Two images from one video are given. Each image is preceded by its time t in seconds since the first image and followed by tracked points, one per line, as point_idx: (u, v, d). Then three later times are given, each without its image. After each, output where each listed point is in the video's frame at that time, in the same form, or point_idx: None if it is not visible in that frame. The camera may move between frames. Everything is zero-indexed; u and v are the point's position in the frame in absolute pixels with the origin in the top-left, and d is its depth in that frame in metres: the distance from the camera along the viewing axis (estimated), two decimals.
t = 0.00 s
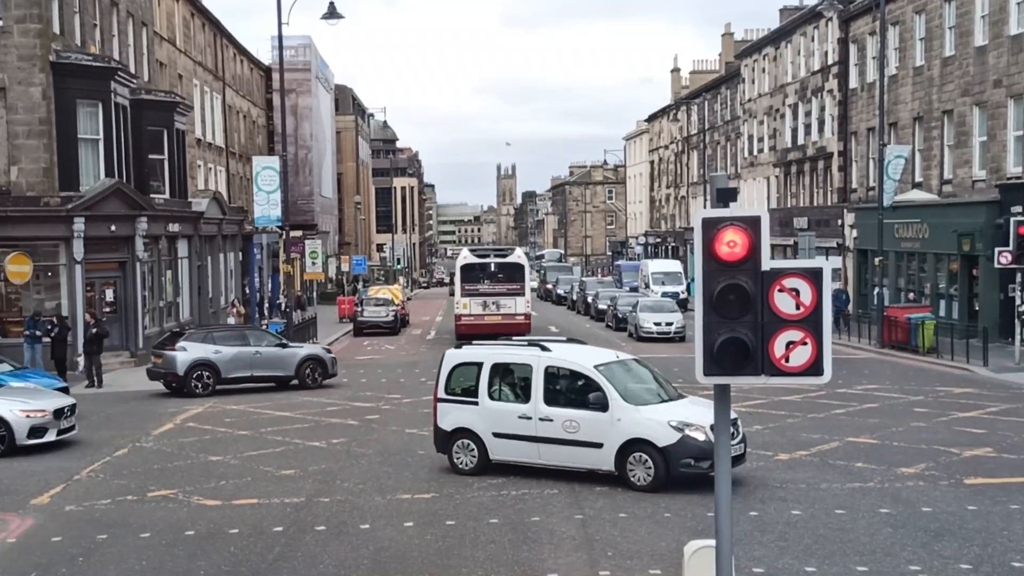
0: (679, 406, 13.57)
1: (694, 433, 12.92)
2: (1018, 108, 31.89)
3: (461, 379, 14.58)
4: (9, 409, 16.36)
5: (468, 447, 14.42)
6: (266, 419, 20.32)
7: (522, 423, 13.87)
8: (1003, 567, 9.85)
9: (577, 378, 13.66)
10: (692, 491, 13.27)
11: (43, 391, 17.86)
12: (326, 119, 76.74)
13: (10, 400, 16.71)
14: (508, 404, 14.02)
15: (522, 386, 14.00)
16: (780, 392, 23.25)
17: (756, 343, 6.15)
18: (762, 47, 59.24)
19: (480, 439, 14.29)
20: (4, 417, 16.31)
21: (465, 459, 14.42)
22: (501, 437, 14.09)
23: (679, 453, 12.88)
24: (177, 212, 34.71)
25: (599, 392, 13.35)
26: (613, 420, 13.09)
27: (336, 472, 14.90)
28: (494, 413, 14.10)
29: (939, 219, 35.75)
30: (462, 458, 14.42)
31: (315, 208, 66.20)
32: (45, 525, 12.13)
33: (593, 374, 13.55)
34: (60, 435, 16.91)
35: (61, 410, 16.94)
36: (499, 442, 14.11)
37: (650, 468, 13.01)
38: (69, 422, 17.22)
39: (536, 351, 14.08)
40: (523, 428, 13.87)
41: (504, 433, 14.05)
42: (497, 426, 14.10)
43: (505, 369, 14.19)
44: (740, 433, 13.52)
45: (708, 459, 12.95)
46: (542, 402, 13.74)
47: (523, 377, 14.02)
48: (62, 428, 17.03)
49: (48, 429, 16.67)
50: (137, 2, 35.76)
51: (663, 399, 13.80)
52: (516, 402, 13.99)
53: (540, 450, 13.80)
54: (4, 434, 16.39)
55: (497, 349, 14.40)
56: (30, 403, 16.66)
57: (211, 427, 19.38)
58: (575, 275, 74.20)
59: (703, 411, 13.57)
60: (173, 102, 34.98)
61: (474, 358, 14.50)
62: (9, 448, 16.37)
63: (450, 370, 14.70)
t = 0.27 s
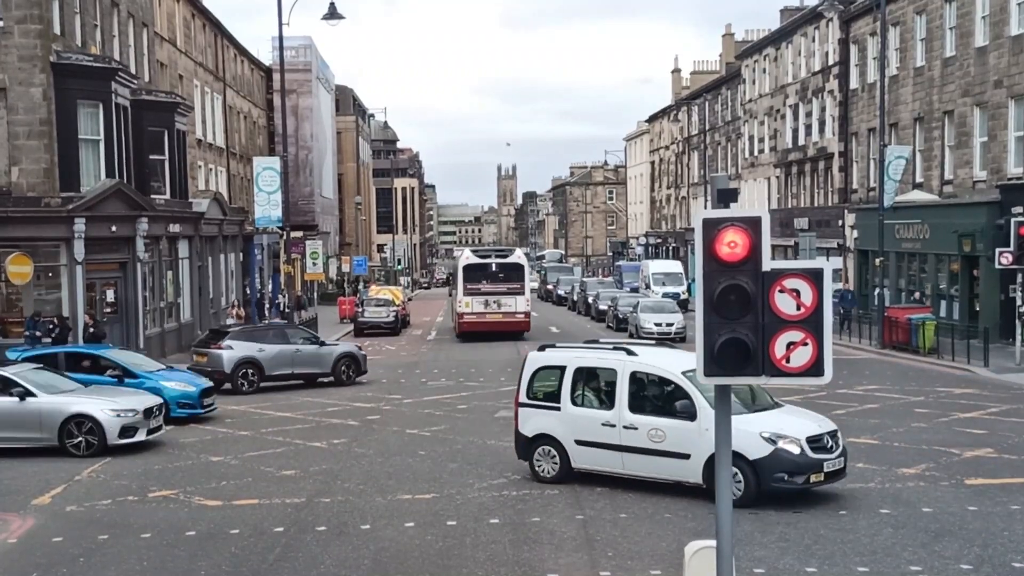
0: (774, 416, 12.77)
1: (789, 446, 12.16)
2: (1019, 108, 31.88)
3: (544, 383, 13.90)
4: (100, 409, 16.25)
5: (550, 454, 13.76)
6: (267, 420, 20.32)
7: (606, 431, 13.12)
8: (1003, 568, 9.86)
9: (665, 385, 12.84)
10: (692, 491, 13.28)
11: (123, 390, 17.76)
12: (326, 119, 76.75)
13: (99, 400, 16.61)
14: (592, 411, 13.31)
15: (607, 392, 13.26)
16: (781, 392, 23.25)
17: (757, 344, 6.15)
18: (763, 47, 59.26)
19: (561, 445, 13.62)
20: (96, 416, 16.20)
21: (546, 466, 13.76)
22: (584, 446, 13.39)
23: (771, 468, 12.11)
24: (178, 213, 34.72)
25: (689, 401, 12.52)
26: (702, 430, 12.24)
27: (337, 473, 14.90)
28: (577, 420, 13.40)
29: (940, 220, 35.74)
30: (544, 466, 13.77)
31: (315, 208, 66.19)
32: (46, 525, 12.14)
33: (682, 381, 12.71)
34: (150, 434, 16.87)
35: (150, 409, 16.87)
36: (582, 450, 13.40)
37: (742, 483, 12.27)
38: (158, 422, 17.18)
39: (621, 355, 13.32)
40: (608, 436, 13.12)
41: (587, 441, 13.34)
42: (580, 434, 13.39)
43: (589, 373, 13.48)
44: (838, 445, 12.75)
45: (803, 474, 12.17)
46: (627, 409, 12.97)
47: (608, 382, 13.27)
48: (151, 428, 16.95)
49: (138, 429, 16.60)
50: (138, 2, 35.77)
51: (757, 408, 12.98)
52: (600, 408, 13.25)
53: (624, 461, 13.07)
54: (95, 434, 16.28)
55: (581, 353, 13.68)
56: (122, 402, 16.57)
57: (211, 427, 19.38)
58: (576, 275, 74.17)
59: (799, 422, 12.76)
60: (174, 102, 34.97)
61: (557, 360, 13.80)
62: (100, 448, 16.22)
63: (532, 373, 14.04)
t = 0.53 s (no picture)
0: (875, 430, 11.79)
1: (889, 461, 11.19)
2: (1020, 109, 31.87)
3: (629, 390, 13.24)
4: (187, 409, 16.10)
5: (635, 464, 13.08)
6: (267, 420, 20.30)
7: (694, 441, 12.41)
8: (1003, 568, 9.86)
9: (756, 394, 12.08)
10: (692, 493, 13.29)
11: (207, 391, 17.60)
12: (326, 119, 76.77)
13: (184, 400, 16.47)
14: (679, 420, 12.60)
15: (697, 400, 12.55)
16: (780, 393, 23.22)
17: (757, 344, 6.15)
18: (763, 47, 59.26)
19: (646, 456, 12.91)
20: (183, 417, 16.05)
21: (631, 477, 13.07)
22: (670, 456, 12.68)
23: (871, 485, 11.14)
24: (178, 213, 34.69)
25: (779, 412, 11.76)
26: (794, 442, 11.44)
27: (336, 473, 14.90)
28: (662, 429, 12.72)
29: (940, 221, 35.72)
30: (629, 476, 13.08)
31: (315, 209, 66.15)
32: (46, 526, 12.13)
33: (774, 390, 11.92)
34: (236, 437, 16.69)
35: (237, 411, 16.70)
36: (668, 461, 12.71)
37: (837, 499, 11.34)
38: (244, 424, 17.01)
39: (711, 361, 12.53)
40: (696, 447, 12.40)
41: (673, 452, 12.64)
42: (666, 443, 12.70)
43: (676, 381, 12.75)
44: (948, 463, 11.64)
45: (907, 493, 11.15)
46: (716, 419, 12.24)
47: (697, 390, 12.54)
48: (238, 430, 16.78)
49: (226, 430, 16.43)
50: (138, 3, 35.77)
51: (859, 422, 12.01)
52: (689, 417, 12.55)
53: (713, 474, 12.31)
54: (184, 435, 16.13)
55: (670, 359, 12.94)
56: (209, 403, 16.44)
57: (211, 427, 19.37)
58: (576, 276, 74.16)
59: (905, 435, 11.72)
60: (174, 103, 34.94)
61: (643, 366, 13.12)
62: (189, 449, 16.10)
63: (617, 379, 13.35)
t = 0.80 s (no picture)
0: (988, 445, 10.70)
1: (1004, 481, 10.10)
2: (1020, 109, 31.86)
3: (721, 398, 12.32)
4: (275, 410, 15.83)
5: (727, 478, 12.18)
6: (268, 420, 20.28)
7: (789, 455, 11.45)
8: (1005, 569, 9.84)
9: (857, 404, 11.06)
10: (692, 492, 13.27)
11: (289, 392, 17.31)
12: (326, 119, 76.85)
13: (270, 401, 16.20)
14: (774, 432, 11.61)
15: (793, 410, 11.57)
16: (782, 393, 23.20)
17: (757, 344, 6.14)
18: (763, 47, 59.28)
19: (739, 470, 12.00)
20: (271, 418, 15.78)
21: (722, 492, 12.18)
22: (764, 471, 11.73)
23: (983, 506, 10.06)
24: (178, 213, 34.69)
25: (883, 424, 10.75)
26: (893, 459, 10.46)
27: (337, 473, 14.91)
28: (756, 442, 11.77)
29: (941, 220, 35.71)
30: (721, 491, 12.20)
31: (316, 208, 66.17)
32: (47, 525, 12.12)
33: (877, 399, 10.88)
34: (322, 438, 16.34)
35: (325, 412, 16.38)
36: (762, 476, 11.76)
37: (945, 522, 10.31)
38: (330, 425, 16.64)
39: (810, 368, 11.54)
40: (792, 461, 11.44)
41: (768, 466, 11.68)
42: (760, 457, 11.75)
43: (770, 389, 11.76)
44: None
45: (1023, 516, 10.06)
46: (814, 431, 11.26)
47: (794, 399, 11.57)
48: (325, 433, 16.46)
49: (313, 432, 16.12)
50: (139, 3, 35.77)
51: (970, 437, 10.92)
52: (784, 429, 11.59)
53: (810, 489, 11.33)
54: (270, 437, 15.85)
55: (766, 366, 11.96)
56: (296, 404, 16.14)
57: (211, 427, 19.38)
58: (576, 276, 74.17)
59: (1023, 455, 10.63)
60: (174, 103, 34.95)
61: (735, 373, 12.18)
62: (275, 450, 15.81)
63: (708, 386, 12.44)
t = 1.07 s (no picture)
0: None
1: None
2: (1020, 108, 31.86)
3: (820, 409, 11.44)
4: (361, 412, 15.38)
5: (826, 494, 11.30)
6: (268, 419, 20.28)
7: (893, 472, 10.51)
8: (1005, 568, 9.85)
9: (967, 417, 10.04)
10: (692, 492, 13.26)
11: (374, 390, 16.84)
12: (326, 118, 76.89)
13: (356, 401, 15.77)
14: (878, 446, 10.70)
15: (898, 422, 10.62)
16: (782, 392, 23.20)
17: (758, 343, 6.15)
18: (763, 47, 59.30)
19: (839, 486, 11.11)
20: (357, 420, 15.34)
21: (823, 509, 11.33)
22: (866, 487, 10.81)
23: None
24: (179, 213, 34.67)
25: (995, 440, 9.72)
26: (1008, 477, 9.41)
27: (337, 472, 14.90)
28: (857, 457, 10.85)
29: (941, 220, 35.69)
30: (819, 509, 11.33)
31: (316, 208, 66.15)
32: (47, 525, 12.12)
33: (989, 412, 9.84)
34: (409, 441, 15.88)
35: (413, 413, 15.88)
36: (864, 493, 10.84)
37: None
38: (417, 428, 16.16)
39: (917, 378, 10.55)
40: (895, 478, 10.50)
41: (870, 483, 10.76)
42: (861, 472, 10.84)
43: (874, 400, 10.84)
44: None
45: None
46: (920, 446, 10.30)
47: (898, 410, 10.62)
48: (412, 434, 15.97)
49: (400, 434, 15.65)
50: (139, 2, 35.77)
51: None
52: (887, 443, 10.65)
53: (916, 509, 10.38)
54: (357, 439, 15.43)
55: (869, 375, 11.00)
56: (382, 406, 15.67)
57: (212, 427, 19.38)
58: (576, 275, 74.18)
59: None
60: (175, 102, 34.95)
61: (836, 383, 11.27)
62: (362, 454, 15.39)
63: (807, 396, 11.58)
